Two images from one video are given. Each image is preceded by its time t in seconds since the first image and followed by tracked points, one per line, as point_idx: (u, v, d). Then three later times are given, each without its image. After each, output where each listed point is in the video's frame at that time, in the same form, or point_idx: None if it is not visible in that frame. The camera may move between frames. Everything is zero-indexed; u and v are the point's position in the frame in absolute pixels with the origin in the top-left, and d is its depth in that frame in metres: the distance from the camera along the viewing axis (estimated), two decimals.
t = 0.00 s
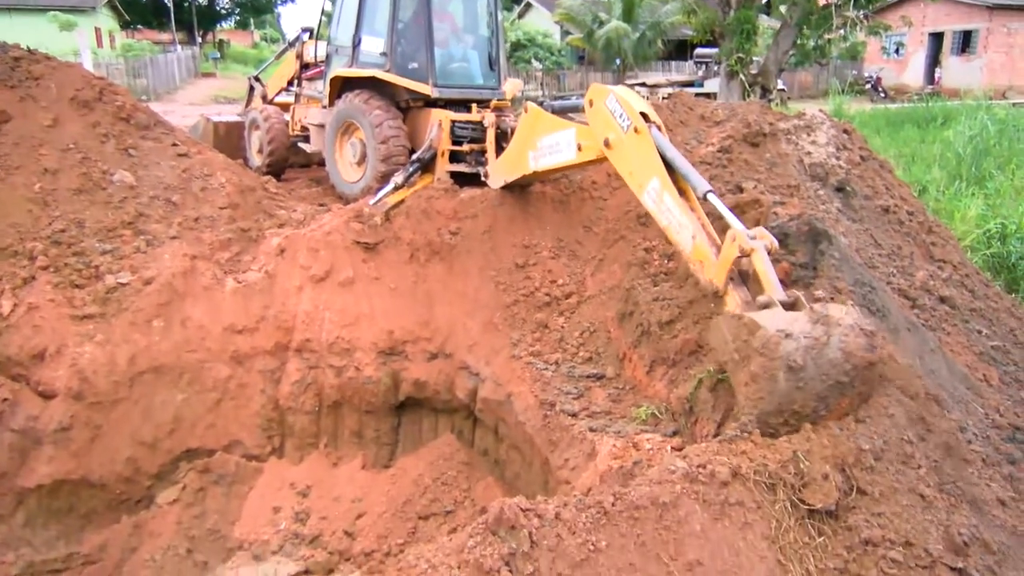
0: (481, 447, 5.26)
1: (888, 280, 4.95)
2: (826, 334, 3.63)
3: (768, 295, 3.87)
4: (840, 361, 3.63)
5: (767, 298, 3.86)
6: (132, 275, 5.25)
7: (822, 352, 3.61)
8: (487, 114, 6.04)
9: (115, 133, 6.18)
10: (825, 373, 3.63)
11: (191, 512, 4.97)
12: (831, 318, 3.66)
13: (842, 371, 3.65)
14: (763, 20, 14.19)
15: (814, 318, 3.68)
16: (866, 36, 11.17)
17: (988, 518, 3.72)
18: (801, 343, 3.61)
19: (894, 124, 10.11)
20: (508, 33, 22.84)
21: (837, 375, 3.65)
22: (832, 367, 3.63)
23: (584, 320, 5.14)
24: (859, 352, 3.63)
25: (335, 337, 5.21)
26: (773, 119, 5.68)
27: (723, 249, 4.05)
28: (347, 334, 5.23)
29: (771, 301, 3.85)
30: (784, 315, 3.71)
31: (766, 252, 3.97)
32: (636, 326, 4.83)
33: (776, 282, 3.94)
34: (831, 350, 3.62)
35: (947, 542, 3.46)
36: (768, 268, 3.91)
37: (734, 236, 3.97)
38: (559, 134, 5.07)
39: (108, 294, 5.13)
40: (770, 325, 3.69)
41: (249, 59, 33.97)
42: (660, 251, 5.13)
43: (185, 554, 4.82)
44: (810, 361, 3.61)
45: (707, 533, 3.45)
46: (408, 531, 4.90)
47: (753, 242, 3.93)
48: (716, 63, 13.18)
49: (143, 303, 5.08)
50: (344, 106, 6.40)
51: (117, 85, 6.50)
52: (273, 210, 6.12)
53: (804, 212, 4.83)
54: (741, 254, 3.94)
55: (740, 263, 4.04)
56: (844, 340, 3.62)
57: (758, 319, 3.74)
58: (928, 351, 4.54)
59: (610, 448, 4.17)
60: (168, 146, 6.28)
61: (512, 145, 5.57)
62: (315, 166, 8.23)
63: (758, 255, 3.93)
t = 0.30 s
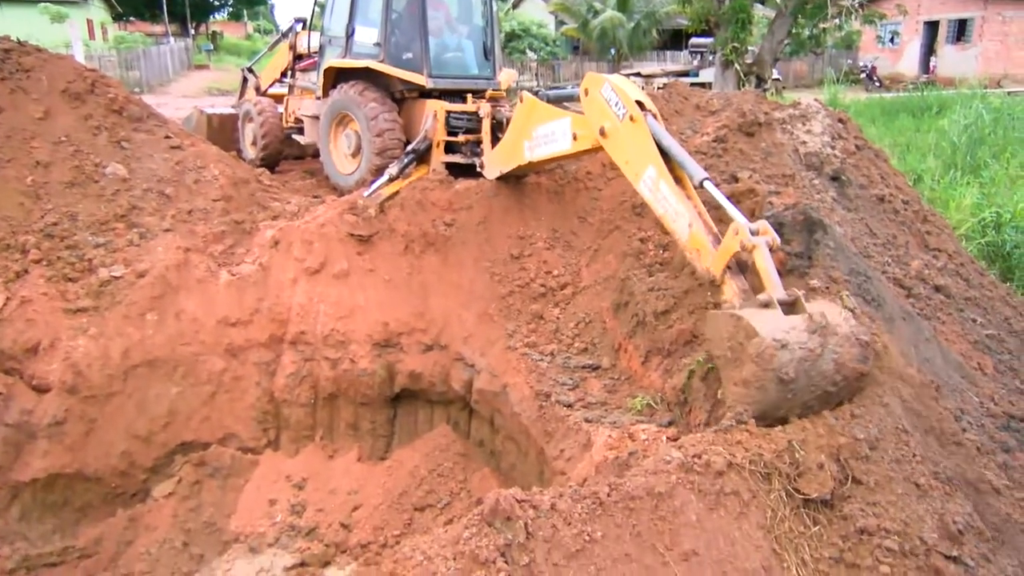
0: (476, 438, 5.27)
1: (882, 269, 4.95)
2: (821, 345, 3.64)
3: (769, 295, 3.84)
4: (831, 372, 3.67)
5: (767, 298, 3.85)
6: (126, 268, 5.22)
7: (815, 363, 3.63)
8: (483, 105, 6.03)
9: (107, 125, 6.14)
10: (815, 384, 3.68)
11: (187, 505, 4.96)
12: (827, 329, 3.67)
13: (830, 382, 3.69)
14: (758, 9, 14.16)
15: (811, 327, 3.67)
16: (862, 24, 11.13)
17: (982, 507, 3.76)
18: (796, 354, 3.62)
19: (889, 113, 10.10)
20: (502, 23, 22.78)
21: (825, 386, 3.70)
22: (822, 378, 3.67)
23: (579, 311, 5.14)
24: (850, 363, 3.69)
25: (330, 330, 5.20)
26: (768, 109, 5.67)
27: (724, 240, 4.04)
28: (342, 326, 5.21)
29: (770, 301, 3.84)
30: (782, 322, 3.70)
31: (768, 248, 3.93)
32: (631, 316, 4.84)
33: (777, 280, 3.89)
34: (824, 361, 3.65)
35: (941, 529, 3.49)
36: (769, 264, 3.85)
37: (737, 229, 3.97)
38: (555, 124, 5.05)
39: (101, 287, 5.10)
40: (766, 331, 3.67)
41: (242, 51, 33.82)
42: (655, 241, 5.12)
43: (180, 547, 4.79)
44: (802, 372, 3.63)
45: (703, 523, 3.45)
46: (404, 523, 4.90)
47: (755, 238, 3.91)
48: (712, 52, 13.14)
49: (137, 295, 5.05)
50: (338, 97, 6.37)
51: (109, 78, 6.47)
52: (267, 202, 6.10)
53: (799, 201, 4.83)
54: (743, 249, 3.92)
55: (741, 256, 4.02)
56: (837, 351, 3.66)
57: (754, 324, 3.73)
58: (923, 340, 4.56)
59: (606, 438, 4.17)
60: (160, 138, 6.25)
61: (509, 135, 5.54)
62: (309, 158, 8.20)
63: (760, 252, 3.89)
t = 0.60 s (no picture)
0: (472, 428, 5.26)
1: (878, 257, 4.95)
2: (812, 347, 3.72)
3: (763, 292, 3.87)
4: (819, 372, 3.74)
5: (761, 294, 3.87)
6: (119, 260, 5.19)
7: (804, 364, 3.70)
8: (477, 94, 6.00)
9: (98, 117, 6.10)
10: (803, 384, 3.74)
11: (183, 497, 4.94)
12: (819, 330, 3.73)
13: (818, 382, 3.75)
14: None
15: (803, 328, 3.73)
16: (857, 11, 11.10)
17: (978, 491, 3.76)
18: (786, 355, 3.69)
19: (883, 100, 10.09)
20: (496, 11, 22.67)
21: (813, 386, 3.76)
22: (810, 378, 3.73)
23: (574, 300, 5.14)
24: (838, 364, 3.76)
25: (325, 321, 5.19)
26: (764, 95, 5.65)
27: (720, 231, 4.04)
28: (337, 317, 5.20)
29: (764, 298, 3.86)
30: (774, 322, 3.75)
31: (765, 242, 3.90)
32: (627, 305, 4.83)
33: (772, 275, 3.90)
34: (813, 362, 3.72)
35: (937, 516, 3.48)
36: (764, 260, 3.85)
37: (733, 222, 3.95)
38: (551, 112, 5.02)
39: (95, 280, 5.07)
40: (757, 330, 3.73)
41: (235, 41, 33.64)
42: (650, 230, 5.12)
43: (177, 539, 4.77)
44: (791, 373, 3.71)
45: (699, 511, 3.45)
46: (401, 513, 4.90)
47: (751, 232, 3.89)
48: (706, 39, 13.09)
49: (131, 288, 5.03)
50: (331, 87, 6.33)
51: (100, 68, 6.42)
52: (261, 193, 6.08)
53: (794, 188, 4.83)
54: (739, 244, 3.92)
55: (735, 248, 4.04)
56: (826, 352, 3.73)
57: (746, 321, 3.77)
58: (918, 327, 4.56)
59: (602, 427, 4.17)
60: (153, 129, 6.21)
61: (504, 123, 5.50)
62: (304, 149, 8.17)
63: (756, 247, 3.88)
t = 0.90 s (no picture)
0: (469, 421, 5.23)
1: (874, 247, 4.93)
2: (796, 348, 3.76)
3: (751, 291, 3.88)
4: (802, 372, 3.79)
5: (750, 292, 3.89)
6: (112, 255, 5.15)
7: (789, 365, 3.74)
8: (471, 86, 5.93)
9: (89, 110, 6.05)
10: (786, 383, 3.78)
11: (178, 492, 4.90)
12: (805, 331, 3.78)
13: (801, 381, 3.80)
14: None
15: (790, 329, 3.76)
16: None
17: (978, 482, 3.74)
18: (771, 355, 3.73)
19: (879, 90, 10.08)
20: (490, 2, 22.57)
21: (795, 385, 3.80)
22: (793, 378, 3.78)
23: (570, 292, 5.11)
24: (822, 365, 3.81)
25: (319, 314, 5.16)
26: (759, 85, 5.63)
27: (711, 225, 4.03)
28: (331, 311, 5.17)
29: (752, 296, 3.88)
30: (761, 321, 3.76)
31: (755, 239, 3.91)
32: (622, 297, 4.81)
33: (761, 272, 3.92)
34: (798, 363, 3.76)
35: (934, 507, 3.46)
36: (754, 258, 3.87)
37: (725, 217, 3.95)
38: (544, 100, 4.99)
39: (87, 275, 5.04)
40: (744, 329, 3.74)
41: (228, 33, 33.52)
42: (646, 221, 5.09)
43: (172, 535, 4.73)
44: (774, 374, 3.75)
45: (695, 503, 3.44)
46: (397, 507, 4.88)
47: (742, 229, 3.89)
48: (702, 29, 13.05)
49: (123, 282, 4.99)
50: (324, 79, 6.29)
51: (89, 60, 6.37)
52: (253, 186, 6.05)
53: (789, 179, 4.82)
54: (730, 241, 3.91)
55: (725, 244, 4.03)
56: (810, 352, 3.78)
57: (733, 320, 3.78)
58: (915, 318, 4.55)
59: (598, 420, 4.15)
60: (144, 123, 6.16)
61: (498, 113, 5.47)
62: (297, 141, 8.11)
63: (746, 244, 3.89)
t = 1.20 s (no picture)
0: (460, 429, 4.82)
1: (899, 237, 4.54)
2: (800, 352, 3.44)
3: (755, 286, 3.56)
4: (805, 378, 3.46)
5: (752, 289, 3.56)
6: (71, 250, 4.73)
7: (791, 370, 3.42)
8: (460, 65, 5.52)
9: (45, 91, 5.63)
10: (786, 390, 3.45)
11: (143, 508, 4.49)
12: (809, 335, 3.46)
13: (803, 388, 3.47)
14: None
15: (793, 332, 3.44)
16: None
17: (1021, 495, 3.29)
18: (772, 360, 3.40)
19: (904, 66, 9.70)
20: None
21: (797, 392, 3.47)
22: (794, 385, 3.45)
23: (570, 288, 4.71)
24: (826, 370, 3.47)
25: (297, 314, 4.74)
26: (774, 63, 5.23)
27: (716, 215, 3.70)
28: (309, 310, 4.76)
29: (756, 293, 3.56)
30: (762, 322, 3.45)
31: (762, 232, 3.56)
32: (627, 293, 4.42)
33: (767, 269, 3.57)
34: (800, 368, 3.44)
35: (967, 521, 3.06)
36: (760, 254, 3.52)
37: (731, 208, 3.60)
38: (539, 74, 4.60)
39: (44, 272, 4.62)
40: (743, 332, 3.43)
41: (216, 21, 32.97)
42: (652, 210, 4.69)
43: (137, 555, 4.34)
44: (775, 380, 3.42)
45: (706, 517, 3.04)
46: (382, 523, 4.48)
47: (748, 222, 3.53)
48: (713, 4, 12.60)
49: (84, 280, 4.57)
50: (301, 57, 5.87)
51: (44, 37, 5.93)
52: (225, 173, 5.60)
53: (807, 164, 4.44)
54: (734, 234, 3.57)
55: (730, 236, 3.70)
56: (815, 357, 3.45)
57: (732, 321, 3.46)
58: (942, 314, 4.11)
59: (601, 428, 3.80)
60: (107, 106, 5.73)
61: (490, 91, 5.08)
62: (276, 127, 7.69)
63: (752, 237, 3.53)
